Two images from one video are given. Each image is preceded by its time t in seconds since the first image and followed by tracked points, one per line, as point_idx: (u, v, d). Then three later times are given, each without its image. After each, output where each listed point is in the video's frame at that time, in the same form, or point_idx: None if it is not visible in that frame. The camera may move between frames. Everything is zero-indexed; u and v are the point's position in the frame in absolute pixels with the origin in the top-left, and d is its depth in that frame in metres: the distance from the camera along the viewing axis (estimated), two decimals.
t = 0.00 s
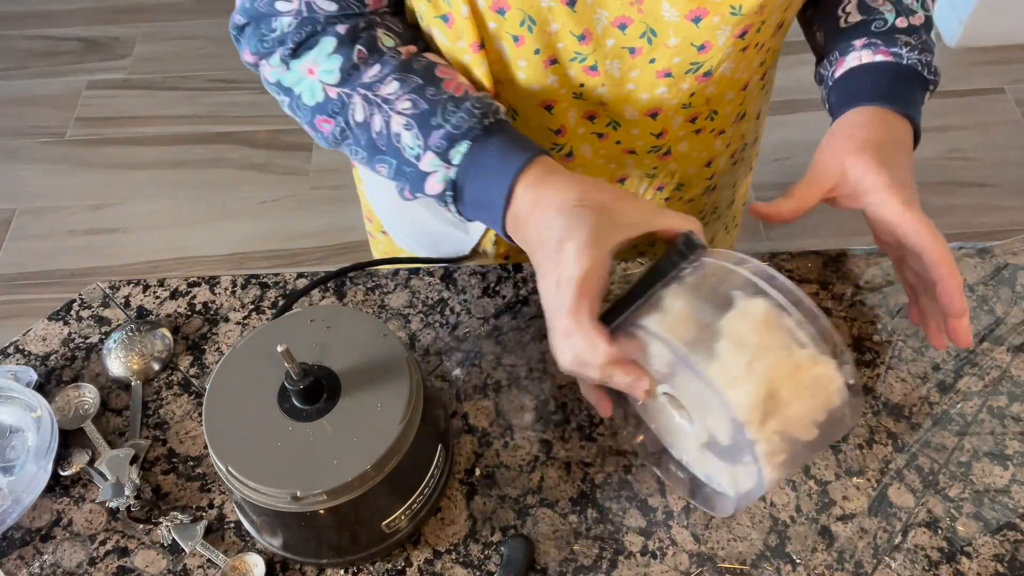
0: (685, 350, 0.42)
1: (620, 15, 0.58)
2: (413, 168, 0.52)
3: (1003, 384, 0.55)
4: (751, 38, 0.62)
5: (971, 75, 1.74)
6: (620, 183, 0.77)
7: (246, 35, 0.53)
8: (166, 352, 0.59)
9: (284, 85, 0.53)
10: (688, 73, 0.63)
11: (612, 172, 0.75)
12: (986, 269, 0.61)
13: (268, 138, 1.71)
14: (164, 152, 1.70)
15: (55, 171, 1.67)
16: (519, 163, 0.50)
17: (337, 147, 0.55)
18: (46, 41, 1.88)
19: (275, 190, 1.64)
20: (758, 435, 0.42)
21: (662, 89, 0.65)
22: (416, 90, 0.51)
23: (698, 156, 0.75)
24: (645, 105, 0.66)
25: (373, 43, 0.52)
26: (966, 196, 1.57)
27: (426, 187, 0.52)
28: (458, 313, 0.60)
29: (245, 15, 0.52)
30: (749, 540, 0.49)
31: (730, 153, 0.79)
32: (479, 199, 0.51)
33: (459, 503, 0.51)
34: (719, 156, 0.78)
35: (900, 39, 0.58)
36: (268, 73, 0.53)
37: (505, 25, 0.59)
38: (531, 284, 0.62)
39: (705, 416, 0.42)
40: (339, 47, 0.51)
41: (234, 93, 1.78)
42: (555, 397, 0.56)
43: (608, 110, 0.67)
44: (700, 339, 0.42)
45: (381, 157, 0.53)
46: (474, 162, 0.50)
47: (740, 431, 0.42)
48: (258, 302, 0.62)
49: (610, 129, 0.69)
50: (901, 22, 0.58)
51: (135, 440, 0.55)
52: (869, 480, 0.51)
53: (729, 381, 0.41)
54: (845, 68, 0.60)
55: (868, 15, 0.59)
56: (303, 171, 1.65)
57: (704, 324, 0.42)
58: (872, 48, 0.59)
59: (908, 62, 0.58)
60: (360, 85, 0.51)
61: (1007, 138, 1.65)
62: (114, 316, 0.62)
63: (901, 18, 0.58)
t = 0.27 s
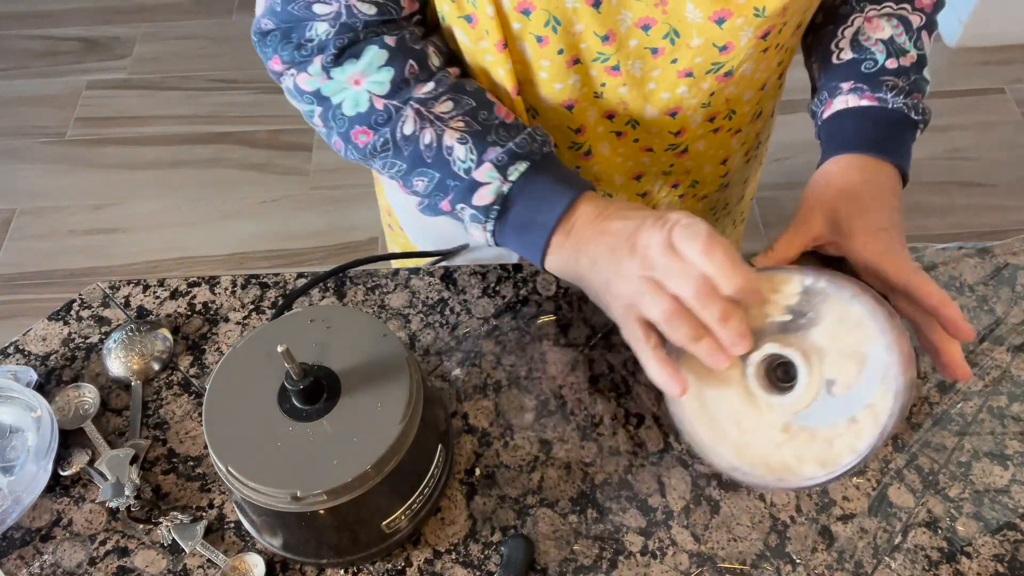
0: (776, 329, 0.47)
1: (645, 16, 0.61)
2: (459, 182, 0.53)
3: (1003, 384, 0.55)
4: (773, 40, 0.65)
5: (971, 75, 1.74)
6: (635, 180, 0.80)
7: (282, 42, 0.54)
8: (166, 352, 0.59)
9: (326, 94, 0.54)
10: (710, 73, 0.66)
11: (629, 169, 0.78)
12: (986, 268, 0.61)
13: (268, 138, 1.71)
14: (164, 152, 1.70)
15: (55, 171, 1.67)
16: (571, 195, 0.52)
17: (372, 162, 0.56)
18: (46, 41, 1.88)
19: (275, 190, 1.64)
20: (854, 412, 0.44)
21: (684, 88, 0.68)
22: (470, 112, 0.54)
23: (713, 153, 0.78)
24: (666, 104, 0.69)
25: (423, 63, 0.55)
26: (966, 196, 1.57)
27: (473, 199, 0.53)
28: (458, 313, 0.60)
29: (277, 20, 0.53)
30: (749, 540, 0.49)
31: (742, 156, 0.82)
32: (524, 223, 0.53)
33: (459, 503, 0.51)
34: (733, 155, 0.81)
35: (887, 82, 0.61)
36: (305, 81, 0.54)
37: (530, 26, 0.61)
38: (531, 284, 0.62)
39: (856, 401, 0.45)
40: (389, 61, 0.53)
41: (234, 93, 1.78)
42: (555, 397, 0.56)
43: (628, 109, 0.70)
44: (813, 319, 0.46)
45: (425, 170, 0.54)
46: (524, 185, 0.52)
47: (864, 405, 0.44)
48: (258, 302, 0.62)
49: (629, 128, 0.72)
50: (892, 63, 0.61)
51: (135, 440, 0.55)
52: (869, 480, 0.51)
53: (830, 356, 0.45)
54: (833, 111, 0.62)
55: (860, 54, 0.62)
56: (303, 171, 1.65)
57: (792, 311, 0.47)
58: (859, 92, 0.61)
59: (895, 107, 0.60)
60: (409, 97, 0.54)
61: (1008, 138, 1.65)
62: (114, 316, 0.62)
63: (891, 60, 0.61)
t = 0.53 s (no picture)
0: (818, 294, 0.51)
1: (656, 21, 0.61)
2: (475, 185, 0.57)
3: (1003, 384, 0.55)
4: (784, 46, 0.65)
5: (971, 75, 1.74)
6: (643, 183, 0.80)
7: (285, 41, 0.55)
8: (166, 352, 0.59)
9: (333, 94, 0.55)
10: (720, 78, 0.66)
11: (637, 171, 0.78)
12: (986, 268, 0.61)
13: (268, 138, 1.71)
14: (164, 152, 1.70)
15: (55, 171, 1.67)
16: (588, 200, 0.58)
17: (380, 163, 0.58)
18: (46, 41, 1.88)
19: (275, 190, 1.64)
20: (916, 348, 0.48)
21: (694, 93, 0.67)
22: (481, 120, 0.58)
23: (721, 157, 0.78)
24: (675, 108, 0.69)
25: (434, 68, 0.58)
26: (966, 196, 1.57)
27: (493, 203, 0.56)
28: (458, 313, 0.60)
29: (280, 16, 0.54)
30: (749, 540, 0.49)
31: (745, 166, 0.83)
32: (540, 226, 0.57)
33: (459, 503, 0.51)
34: (742, 157, 0.81)
35: (889, 88, 0.63)
36: (310, 80, 0.55)
37: (540, 29, 0.61)
38: (531, 284, 0.62)
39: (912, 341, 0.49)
40: (402, 64, 0.56)
41: (234, 93, 1.78)
42: (555, 397, 0.56)
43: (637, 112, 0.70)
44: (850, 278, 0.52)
45: (438, 173, 0.57)
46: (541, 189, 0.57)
47: (914, 346, 0.49)
48: (258, 302, 0.62)
49: (638, 131, 0.73)
50: (895, 68, 0.63)
51: (134, 440, 0.55)
52: (869, 480, 0.51)
53: (872, 305, 0.50)
54: (834, 114, 0.65)
55: (865, 58, 0.64)
56: (303, 171, 1.65)
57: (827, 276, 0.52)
58: (860, 97, 0.63)
59: (896, 112, 0.62)
60: (422, 101, 0.57)
61: (1008, 138, 1.65)
62: (114, 316, 0.62)
63: (894, 65, 0.63)
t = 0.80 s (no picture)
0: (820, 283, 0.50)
1: (658, 25, 0.61)
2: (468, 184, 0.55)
3: (1003, 384, 0.55)
4: (786, 49, 0.65)
5: (972, 75, 1.74)
6: (643, 184, 0.81)
7: (275, 36, 0.53)
8: (166, 352, 0.59)
9: (324, 90, 0.53)
10: (721, 82, 0.66)
11: (637, 172, 0.79)
12: (986, 268, 0.61)
13: (269, 138, 1.71)
14: (164, 152, 1.70)
15: (55, 171, 1.67)
16: (582, 200, 0.57)
17: (369, 162, 0.55)
18: (47, 41, 1.88)
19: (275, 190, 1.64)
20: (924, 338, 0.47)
21: (695, 96, 0.68)
22: (474, 118, 0.57)
23: (722, 159, 0.78)
24: (675, 111, 0.70)
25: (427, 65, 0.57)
26: (966, 196, 1.57)
27: (486, 200, 0.54)
28: (458, 313, 0.60)
29: (271, 11, 0.52)
30: (749, 540, 0.49)
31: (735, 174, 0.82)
32: (536, 226, 0.55)
33: (459, 503, 0.51)
34: (743, 160, 0.80)
35: (919, 67, 0.61)
36: (299, 76, 0.53)
37: (541, 32, 0.61)
38: (531, 284, 0.62)
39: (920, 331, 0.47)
40: (397, 60, 0.54)
41: (234, 93, 1.78)
42: (555, 397, 0.56)
43: (638, 115, 0.70)
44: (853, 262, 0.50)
45: (430, 171, 0.55)
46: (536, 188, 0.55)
47: (921, 333, 0.47)
48: (258, 302, 0.62)
49: (638, 133, 0.73)
50: (922, 49, 0.61)
51: (134, 440, 0.55)
52: (869, 480, 0.51)
53: (875, 292, 0.49)
54: (861, 93, 0.63)
55: (890, 39, 0.62)
56: (303, 171, 1.65)
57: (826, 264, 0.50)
58: (890, 74, 0.61)
59: (925, 91, 0.61)
60: (416, 98, 0.55)
61: (1008, 138, 1.65)
62: (114, 316, 0.62)
63: (922, 45, 0.61)
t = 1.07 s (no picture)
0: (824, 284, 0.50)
1: (652, 30, 0.61)
2: (466, 182, 0.55)
3: (1003, 385, 0.55)
4: (780, 56, 0.65)
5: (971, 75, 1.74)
6: (636, 186, 0.81)
7: (269, 33, 0.52)
8: (166, 352, 0.59)
9: (318, 87, 0.53)
10: (715, 87, 0.66)
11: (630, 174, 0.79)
12: (986, 268, 0.61)
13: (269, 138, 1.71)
14: (164, 152, 1.70)
15: (55, 171, 1.67)
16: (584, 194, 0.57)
17: (366, 161, 0.55)
18: (46, 41, 1.88)
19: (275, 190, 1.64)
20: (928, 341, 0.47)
21: (689, 101, 0.68)
22: (470, 115, 0.57)
23: (715, 161, 0.79)
24: (669, 115, 0.70)
25: (422, 59, 0.57)
26: (966, 196, 1.57)
27: (486, 199, 0.54)
28: (458, 313, 0.60)
29: (265, 9, 0.51)
30: (749, 540, 0.49)
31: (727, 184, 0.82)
32: (538, 225, 0.55)
33: (459, 503, 0.51)
34: (736, 162, 0.81)
35: (947, 80, 0.60)
36: (293, 73, 0.52)
37: (535, 36, 0.61)
38: (531, 284, 0.62)
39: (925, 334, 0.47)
40: (392, 56, 0.54)
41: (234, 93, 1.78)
42: (555, 397, 0.56)
43: (631, 118, 0.71)
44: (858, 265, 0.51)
45: (427, 170, 0.55)
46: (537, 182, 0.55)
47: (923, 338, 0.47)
48: (258, 302, 0.62)
49: (631, 136, 0.73)
50: (950, 60, 0.60)
51: (135, 440, 0.55)
52: (869, 480, 0.51)
53: (880, 295, 0.49)
54: (886, 101, 0.62)
55: (916, 47, 0.61)
56: (303, 171, 1.65)
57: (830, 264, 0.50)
58: (918, 84, 0.60)
59: (952, 106, 0.60)
60: (411, 94, 0.55)
61: (1008, 137, 1.65)
62: (114, 316, 0.62)
63: (949, 57, 0.60)
